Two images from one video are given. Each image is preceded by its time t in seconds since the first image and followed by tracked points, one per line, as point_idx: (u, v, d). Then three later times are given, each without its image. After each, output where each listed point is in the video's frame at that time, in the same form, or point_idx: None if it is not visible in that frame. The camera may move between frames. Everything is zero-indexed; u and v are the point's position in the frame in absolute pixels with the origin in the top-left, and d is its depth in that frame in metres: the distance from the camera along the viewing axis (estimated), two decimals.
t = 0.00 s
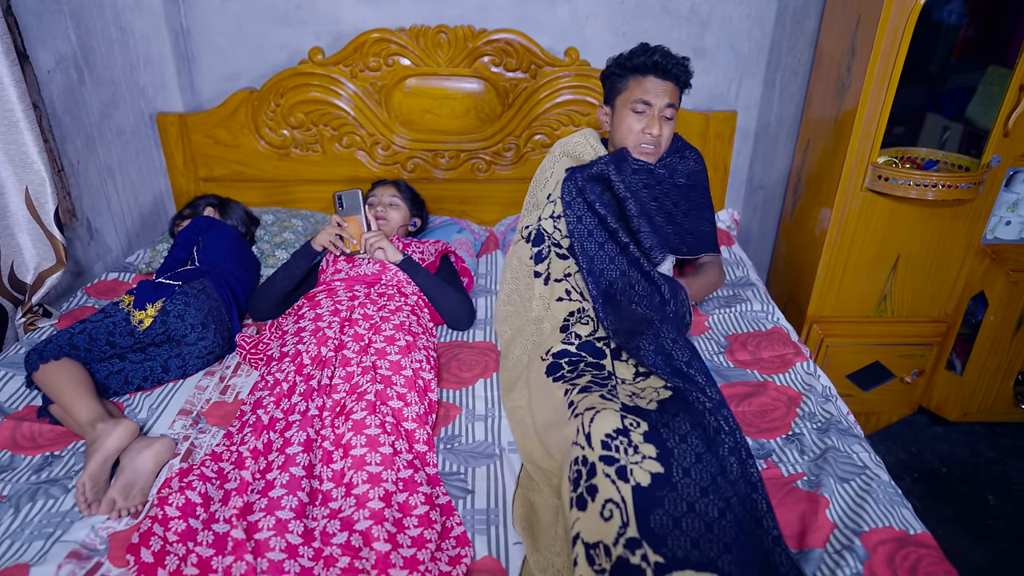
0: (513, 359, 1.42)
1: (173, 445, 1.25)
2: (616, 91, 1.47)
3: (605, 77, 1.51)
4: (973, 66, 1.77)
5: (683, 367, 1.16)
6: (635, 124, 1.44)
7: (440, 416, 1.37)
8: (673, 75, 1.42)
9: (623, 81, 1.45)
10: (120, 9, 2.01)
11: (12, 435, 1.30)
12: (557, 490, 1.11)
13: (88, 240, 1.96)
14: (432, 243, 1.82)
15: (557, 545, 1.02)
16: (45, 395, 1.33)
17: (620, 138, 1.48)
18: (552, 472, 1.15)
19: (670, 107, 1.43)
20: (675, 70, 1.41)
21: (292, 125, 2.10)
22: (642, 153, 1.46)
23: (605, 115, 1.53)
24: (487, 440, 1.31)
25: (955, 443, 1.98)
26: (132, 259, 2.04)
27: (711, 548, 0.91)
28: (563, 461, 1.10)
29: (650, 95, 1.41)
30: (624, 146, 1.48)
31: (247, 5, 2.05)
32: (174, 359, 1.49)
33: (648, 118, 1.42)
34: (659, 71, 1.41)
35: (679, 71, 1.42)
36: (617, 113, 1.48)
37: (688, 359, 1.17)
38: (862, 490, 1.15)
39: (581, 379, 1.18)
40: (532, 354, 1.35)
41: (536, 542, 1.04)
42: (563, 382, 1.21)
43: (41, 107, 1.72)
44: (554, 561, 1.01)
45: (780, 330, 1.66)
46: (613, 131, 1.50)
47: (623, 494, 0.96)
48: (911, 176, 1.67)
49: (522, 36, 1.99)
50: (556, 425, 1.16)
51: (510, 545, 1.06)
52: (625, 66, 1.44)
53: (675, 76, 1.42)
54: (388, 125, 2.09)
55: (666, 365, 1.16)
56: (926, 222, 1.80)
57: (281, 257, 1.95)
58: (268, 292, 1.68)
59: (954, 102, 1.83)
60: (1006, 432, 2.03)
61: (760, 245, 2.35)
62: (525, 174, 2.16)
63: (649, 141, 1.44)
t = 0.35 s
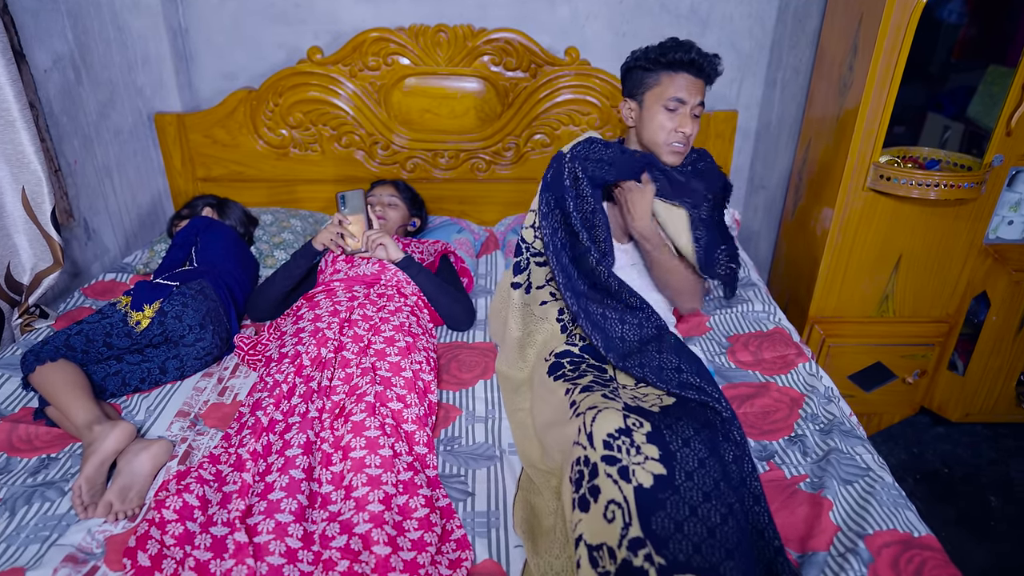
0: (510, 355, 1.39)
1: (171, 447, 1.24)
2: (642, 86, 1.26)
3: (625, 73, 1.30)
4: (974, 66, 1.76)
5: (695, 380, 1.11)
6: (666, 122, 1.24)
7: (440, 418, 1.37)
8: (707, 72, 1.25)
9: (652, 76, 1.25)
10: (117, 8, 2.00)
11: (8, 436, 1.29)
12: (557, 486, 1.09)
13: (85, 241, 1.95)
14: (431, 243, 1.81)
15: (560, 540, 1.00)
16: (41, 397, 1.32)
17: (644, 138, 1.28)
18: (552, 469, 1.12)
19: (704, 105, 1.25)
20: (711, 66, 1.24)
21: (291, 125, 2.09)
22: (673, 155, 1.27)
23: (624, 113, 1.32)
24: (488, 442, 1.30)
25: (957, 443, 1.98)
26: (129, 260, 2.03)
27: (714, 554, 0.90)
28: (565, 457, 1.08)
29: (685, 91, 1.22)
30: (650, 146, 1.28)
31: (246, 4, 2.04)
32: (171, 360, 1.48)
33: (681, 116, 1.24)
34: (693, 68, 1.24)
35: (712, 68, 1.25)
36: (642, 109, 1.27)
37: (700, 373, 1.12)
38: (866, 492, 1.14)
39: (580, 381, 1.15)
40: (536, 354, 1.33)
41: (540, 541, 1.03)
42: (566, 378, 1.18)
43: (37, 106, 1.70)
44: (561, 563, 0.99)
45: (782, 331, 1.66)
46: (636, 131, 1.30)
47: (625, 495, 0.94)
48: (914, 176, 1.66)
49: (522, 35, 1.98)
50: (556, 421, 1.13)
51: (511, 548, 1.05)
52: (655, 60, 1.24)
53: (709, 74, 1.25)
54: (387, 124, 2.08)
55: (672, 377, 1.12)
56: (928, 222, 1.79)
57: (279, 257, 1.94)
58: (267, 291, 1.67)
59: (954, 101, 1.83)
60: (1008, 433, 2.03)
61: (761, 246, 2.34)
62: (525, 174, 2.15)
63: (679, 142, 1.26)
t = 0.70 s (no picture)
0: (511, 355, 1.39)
1: (169, 447, 1.24)
2: (658, 99, 1.25)
3: (647, 79, 1.29)
4: (972, 66, 1.76)
5: (693, 379, 1.11)
6: (672, 142, 1.24)
7: (439, 418, 1.36)
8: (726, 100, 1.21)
9: (669, 93, 1.24)
10: (115, 8, 1.99)
11: (5, 437, 1.28)
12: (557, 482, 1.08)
13: (82, 241, 1.94)
14: (429, 244, 1.81)
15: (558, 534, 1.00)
16: (38, 397, 1.32)
17: (649, 152, 1.29)
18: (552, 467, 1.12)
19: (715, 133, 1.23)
20: (731, 95, 1.20)
21: (289, 125, 2.08)
22: (672, 175, 1.28)
23: (637, 120, 1.33)
24: (486, 443, 1.29)
25: (955, 443, 1.97)
26: (127, 260, 2.03)
27: (711, 551, 0.90)
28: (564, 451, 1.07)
29: (695, 116, 1.21)
30: (653, 160, 1.29)
31: (243, 4, 2.03)
32: (169, 360, 1.48)
33: (687, 140, 1.23)
34: (711, 94, 1.20)
35: (732, 98, 1.21)
36: (655, 122, 1.27)
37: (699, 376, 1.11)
38: (865, 492, 1.14)
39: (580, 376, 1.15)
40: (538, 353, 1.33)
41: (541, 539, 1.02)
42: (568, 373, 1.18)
43: (34, 106, 1.70)
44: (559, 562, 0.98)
45: (781, 331, 1.66)
46: (645, 141, 1.31)
47: (626, 488, 0.94)
48: (913, 176, 1.66)
49: (521, 35, 1.98)
50: (557, 415, 1.13)
51: (509, 549, 1.05)
52: (675, 78, 1.22)
53: (729, 102, 1.21)
54: (386, 124, 2.08)
55: (671, 377, 1.11)
56: (927, 222, 1.79)
57: (278, 258, 1.93)
58: (265, 291, 1.67)
59: (954, 101, 1.82)
60: (1007, 433, 2.02)
61: (760, 246, 2.34)
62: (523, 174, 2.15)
63: (681, 165, 1.26)
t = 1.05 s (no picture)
0: (508, 356, 1.41)
1: (167, 448, 1.24)
2: (660, 105, 1.27)
3: (649, 86, 1.31)
4: (971, 66, 1.76)
5: (696, 379, 1.10)
6: (677, 146, 1.25)
7: (437, 419, 1.36)
8: (725, 100, 1.21)
9: (669, 98, 1.25)
10: (113, 8, 1.99)
11: (3, 438, 1.28)
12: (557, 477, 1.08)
13: (81, 241, 1.94)
14: (428, 244, 1.81)
15: (561, 529, 1.00)
16: (35, 398, 1.32)
17: (655, 157, 1.30)
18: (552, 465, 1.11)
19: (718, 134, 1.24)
20: (729, 94, 1.21)
21: (287, 125, 2.08)
22: (680, 179, 1.28)
23: (643, 128, 1.34)
24: (485, 442, 1.29)
25: (954, 443, 1.97)
26: (125, 260, 2.03)
27: (713, 547, 0.90)
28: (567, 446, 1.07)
29: (699, 118, 1.22)
30: (661, 167, 1.30)
31: (242, 4, 2.03)
32: (167, 361, 1.47)
33: (692, 142, 1.24)
34: (711, 94, 1.21)
35: (733, 97, 1.21)
36: (659, 127, 1.28)
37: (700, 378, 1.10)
38: (864, 492, 1.14)
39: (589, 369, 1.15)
40: (541, 352, 1.32)
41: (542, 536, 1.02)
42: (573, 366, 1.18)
43: (32, 106, 1.70)
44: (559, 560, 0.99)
45: (780, 331, 1.66)
46: (651, 147, 1.32)
47: (629, 482, 0.94)
48: (912, 176, 1.66)
49: (519, 35, 1.98)
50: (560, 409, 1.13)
51: (508, 549, 1.04)
52: (675, 82, 1.23)
53: (728, 102, 1.22)
54: (384, 124, 2.08)
55: (674, 376, 1.10)
56: (926, 222, 1.79)
57: (276, 258, 1.93)
58: (265, 294, 1.67)
59: (952, 101, 1.82)
60: (1006, 433, 2.02)
61: (759, 246, 2.34)
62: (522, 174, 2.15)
63: (688, 168, 1.26)
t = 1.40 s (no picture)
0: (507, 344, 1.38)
1: (166, 448, 1.24)
2: (665, 110, 1.27)
3: (656, 88, 1.31)
4: (969, 66, 1.76)
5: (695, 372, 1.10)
6: (680, 153, 1.27)
7: (435, 418, 1.36)
8: (734, 113, 1.22)
9: (676, 104, 1.25)
10: (112, 7, 1.99)
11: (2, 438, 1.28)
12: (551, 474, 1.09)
13: (80, 241, 1.94)
14: (427, 243, 1.81)
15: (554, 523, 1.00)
16: (35, 398, 1.32)
17: (658, 162, 1.31)
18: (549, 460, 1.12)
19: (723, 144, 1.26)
20: (738, 108, 1.21)
21: (286, 125, 2.08)
22: (681, 185, 1.30)
23: (646, 131, 1.35)
24: (484, 442, 1.29)
25: (953, 443, 1.98)
26: (124, 260, 2.03)
27: (707, 544, 0.90)
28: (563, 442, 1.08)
29: (704, 129, 1.23)
30: (662, 172, 1.32)
31: (241, 4, 2.03)
32: (166, 361, 1.47)
33: (695, 151, 1.26)
34: (718, 105, 1.21)
35: (740, 108, 1.22)
36: (663, 132, 1.29)
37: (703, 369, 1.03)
38: (862, 491, 1.14)
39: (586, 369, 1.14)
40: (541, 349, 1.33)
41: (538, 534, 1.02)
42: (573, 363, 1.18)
43: (31, 106, 1.70)
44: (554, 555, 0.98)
45: (778, 331, 1.66)
46: (653, 151, 1.33)
47: (626, 477, 0.95)
48: (910, 175, 1.66)
49: (518, 35, 1.98)
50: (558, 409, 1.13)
51: (506, 548, 1.05)
52: (682, 88, 1.23)
53: (736, 114, 1.23)
54: (383, 124, 2.08)
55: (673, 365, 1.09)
56: (924, 222, 1.79)
57: (275, 258, 1.93)
58: (262, 293, 1.67)
59: (951, 101, 1.83)
60: (1005, 432, 2.02)
61: (757, 246, 2.34)
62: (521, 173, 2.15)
63: (691, 177, 1.28)
